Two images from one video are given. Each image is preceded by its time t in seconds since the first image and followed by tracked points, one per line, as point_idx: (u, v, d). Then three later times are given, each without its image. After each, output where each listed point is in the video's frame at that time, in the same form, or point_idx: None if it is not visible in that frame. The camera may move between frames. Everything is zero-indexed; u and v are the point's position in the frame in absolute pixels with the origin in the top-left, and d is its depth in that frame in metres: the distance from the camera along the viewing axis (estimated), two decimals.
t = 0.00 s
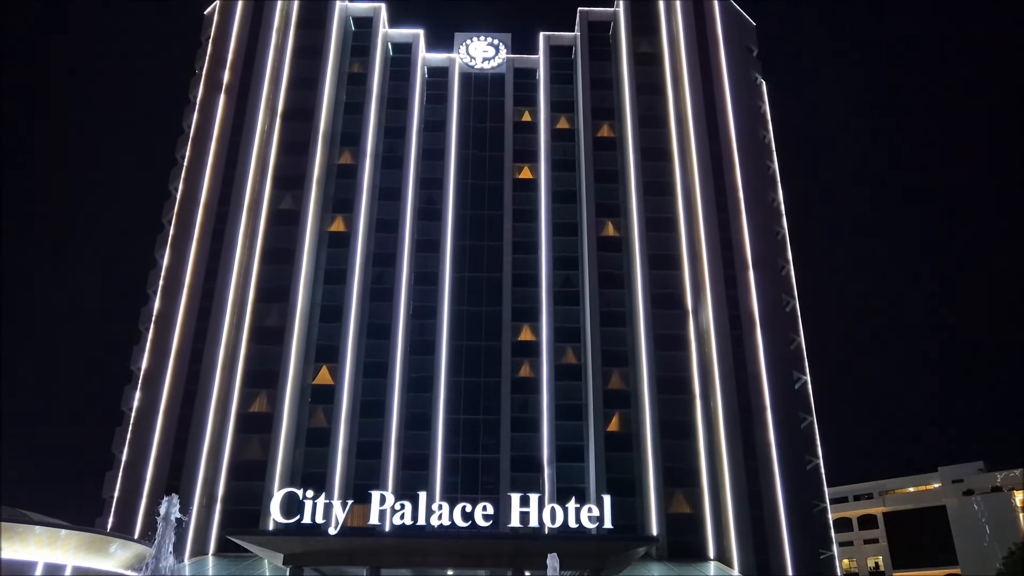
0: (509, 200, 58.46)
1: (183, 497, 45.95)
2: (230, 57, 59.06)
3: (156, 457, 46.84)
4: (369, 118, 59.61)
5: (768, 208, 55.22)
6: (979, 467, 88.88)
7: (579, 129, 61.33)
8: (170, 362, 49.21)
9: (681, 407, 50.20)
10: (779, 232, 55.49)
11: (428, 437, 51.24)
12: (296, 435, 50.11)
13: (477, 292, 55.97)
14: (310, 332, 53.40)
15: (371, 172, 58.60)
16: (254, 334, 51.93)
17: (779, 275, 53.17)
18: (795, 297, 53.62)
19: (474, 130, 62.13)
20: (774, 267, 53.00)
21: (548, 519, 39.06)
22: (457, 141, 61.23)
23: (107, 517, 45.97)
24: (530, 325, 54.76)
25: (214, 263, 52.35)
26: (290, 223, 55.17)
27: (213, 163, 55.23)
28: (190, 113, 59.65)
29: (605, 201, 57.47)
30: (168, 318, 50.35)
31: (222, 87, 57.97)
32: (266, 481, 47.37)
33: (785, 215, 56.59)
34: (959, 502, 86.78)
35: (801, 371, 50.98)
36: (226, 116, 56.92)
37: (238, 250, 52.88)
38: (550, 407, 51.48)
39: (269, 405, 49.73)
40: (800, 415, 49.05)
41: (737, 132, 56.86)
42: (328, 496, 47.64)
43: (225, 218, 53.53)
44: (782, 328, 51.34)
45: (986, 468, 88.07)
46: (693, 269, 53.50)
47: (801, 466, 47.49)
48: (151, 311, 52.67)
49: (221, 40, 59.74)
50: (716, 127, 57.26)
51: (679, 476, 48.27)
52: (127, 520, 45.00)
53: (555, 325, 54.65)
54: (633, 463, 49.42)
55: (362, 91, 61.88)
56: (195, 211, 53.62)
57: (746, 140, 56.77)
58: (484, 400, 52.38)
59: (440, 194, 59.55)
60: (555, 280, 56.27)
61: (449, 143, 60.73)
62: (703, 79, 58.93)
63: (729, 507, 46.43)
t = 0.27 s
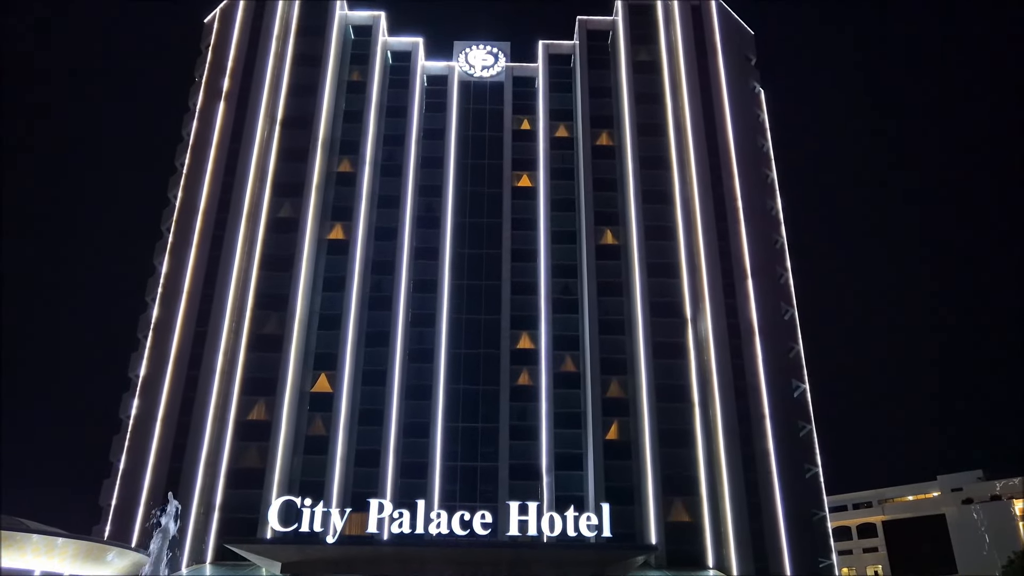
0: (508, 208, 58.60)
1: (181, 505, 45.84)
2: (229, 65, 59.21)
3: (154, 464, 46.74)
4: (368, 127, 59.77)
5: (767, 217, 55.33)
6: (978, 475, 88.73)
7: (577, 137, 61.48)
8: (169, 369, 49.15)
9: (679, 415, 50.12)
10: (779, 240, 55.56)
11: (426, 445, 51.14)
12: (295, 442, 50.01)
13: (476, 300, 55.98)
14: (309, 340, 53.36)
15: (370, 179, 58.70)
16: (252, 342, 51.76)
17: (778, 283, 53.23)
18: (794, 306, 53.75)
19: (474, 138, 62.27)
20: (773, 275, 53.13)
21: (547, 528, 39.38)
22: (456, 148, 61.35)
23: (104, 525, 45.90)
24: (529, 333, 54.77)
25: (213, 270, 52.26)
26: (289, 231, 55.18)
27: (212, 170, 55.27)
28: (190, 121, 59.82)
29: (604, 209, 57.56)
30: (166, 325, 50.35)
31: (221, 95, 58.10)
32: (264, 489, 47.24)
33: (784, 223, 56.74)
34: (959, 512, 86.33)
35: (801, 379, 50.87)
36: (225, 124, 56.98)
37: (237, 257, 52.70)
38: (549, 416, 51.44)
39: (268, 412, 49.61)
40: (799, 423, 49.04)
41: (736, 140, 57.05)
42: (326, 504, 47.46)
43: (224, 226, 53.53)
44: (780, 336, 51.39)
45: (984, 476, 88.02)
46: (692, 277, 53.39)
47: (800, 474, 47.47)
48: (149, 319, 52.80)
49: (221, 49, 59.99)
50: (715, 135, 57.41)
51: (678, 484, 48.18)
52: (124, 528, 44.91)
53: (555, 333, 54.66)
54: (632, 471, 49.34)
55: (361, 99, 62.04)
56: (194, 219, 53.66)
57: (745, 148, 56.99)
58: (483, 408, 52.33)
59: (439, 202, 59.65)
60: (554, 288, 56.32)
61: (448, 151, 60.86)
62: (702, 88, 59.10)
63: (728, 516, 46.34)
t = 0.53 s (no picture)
0: (507, 216, 58.73)
1: (179, 513, 45.69)
2: (229, 73, 59.34)
3: (152, 472, 46.59)
4: (367, 135, 59.91)
5: (765, 224, 55.42)
6: (978, 483, 88.53)
7: (576, 145, 61.63)
8: (167, 377, 49.09)
9: (678, 423, 49.95)
10: (777, 247, 55.72)
11: (425, 452, 51.03)
12: (293, 450, 49.86)
13: (474, 308, 55.99)
14: (307, 347, 53.30)
15: (369, 187, 58.81)
16: (251, 349, 51.58)
17: (777, 291, 53.33)
18: (792, 313, 53.86)
19: (473, 146, 62.40)
20: (772, 282, 53.22)
21: (545, 536, 39.78)
22: (455, 156, 61.45)
23: (101, 533, 45.74)
24: (527, 340, 54.76)
25: (212, 278, 52.28)
26: (288, 238, 55.19)
27: (211, 178, 55.28)
28: (189, 129, 59.97)
29: (603, 217, 57.62)
30: (165, 333, 50.35)
31: (221, 103, 58.22)
32: (262, 497, 47.04)
33: (783, 231, 56.90)
34: (958, 521, 85.61)
35: (799, 387, 51.13)
36: (224, 132, 57.03)
37: (235, 264, 52.62)
38: (548, 423, 51.37)
39: (266, 420, 49.44)
40: (798, 430, 49.01)
41: (734, 148, 57.20)
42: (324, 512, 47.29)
43: (223, 233, 53.53)
44: (779, 344, 51.42)
45: (983, 485, 87.75)
46: (691, 284, 53.11)
47: (799, 482, 47.42)
48: (147, 326, 52.86)
49: (221, 57, 60.19)
50: (714, 143, 57.58)
51: (678, 493, 48.03)
52: (122, 536, 44.81)
53: (553, 341, 54.67)
54: (630, 479, 49.23)
55: (360, 107, 62.17)
56: (193, 226, 53.68)
57: (743, 157, 57.14)
58: (481, 416, 52.27)
59: (438, 210, 59.75)
60: (552, 296, 56.41)
61: (447, 159, 60.99)
62: (700, 96, 59.29)
63: (727, 523, 46.21)
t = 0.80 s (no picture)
0: (506, 224, 58.89)
1: (176, 521, 45.49)
2: (228, 81, 59.48)
3: (149, 480, 46.47)
4: (366, 142, 60.05)
5: (764, 232, 55.55)
6: (976, 492, 88.73)
7: (575, 153, 61.80)
8: (165, 385, 49.00)
9: (677, 431, 49.86)
10: (775, 255, 56.02)
11: (423, 460, 50.96)
12: (291, 458, 49.70)
13: (473, 315, 55.99)
14: (306, 354, 53.22)
15: (368, 194, 58.89)
16: (249, 357, 51.53)
17: (775, 298, 53.47)
18: (790, 321, 53.96)
19: (472, 154, 62.52)
20: (770, 289, 53.28)
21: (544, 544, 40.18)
22: (454, 163, 61.55)
23: (98, 541, 45.62)
24: (526, 348, 54.74)
25: (211, 285, 52.17)
26: (287, 246, 55.21)
27: (210, 186, 55.31)
28: (188, 136, 60.09)
29: (602, 225, 57.68)
30: (163, 340, 50.33)
31: (220, 111, 58.35)
32: (260, 505, 46.89)
33: (781, 238, 57.04)
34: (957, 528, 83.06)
35: (798, 394, 51.47)
36: (224, 138, 57.03)
37: (235, 272, 52.56)
38: (547, 431, 51.31)
39: (264, 427, 49.33)
40: (797, 438, 49.00)
41: (733, 156, 57.32)
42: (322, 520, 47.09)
43: (222, 240, 53.46)
44: (778, 352, 51.46)
45: (982, 493, 88.65)
46: (689, 292, 53.02)
47: (799, 490, 47.37)
48: (146, 333, 52.84)
49: (220, 65, 60.38)
50: (712, 151, 57.72)
51: (677, 501, 47.90)
52: (119, 544, 44.67)
53: (552, 349, 54.67)
54: (629, 487, 49.12)
55: (359, 114, 62.31)
56: (192, 234, 53.67)
57: (742, 164, 57.19)
58: (480, 423, 52.21)
59: (437, 217, 59.81)
60: (551, 303, 56.43)
61: (447, 167, 61.11)
62: (698, 104, 59.48)
63: (726, 531, 46.06)
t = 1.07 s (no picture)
0: (504, 230, 58.96)
1: (173, 528, 45.32)
2: (227, 87, 59.58)
3: (147, 487, 46.37)
4: (364, 149, 60.16)
5: (762, 239, 55.63)
6: (974, 500, 86.35)
7: (574, 160, 61.96)
8: (163, 391, 48.93)
9: (675, 438, 49.87)
10: (774, 262, 55.96)
11: (421, 467, 50.89)
12: (289, 465, 49.64)
13: (471, 322, 55.98)
14: (304, 360, 53.19)
15: (367, 201, 59.00)
16: (247, 362, 51.39)
17: (773, 305, 53.46)
18: (789, 328, 53.96)
19: (470, 161, 62.66)
20: (768, 296, 53.32)
21: (544, 552, 40.08)
22: (452, 171, 61.70)
23: (95, 548, 45.50)
24: (524, 354, 54.73)
25: (209, 291, 52.11)
26: (286, 252, 55.20)
27: (208, 192, 55.34)
28: (187, 142, 60.18)
29: (600, 231, 57.74)
30: (161, 346, 50.29)
31: (218, 117, 58.42)
32: (258, 512, 46.73)
33: (780, 245, 57.12)
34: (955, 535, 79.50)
35: (796, 401, 51.37)
36: (222, 145, 57.08)
37: (233, 278, 52.56)
38: (545, 438, 51.28)
39: (262, 434, 49.20)
40: (795, 445, 48.99)
41: (731, 163, 57.45)
42: (320, 527, 47.05)
43: (221, 246, 53.40)
44: (776, 359, 51.45)
45: (982, 500, 85.88)
46: (688, 299, 53.13)
47: (797, 497, 47.33)
48: (144, 339, 52.80)
49: (219, 71, 60.52)
50: (710, 158, 57.80)
51: (676, 508, 47.84)
52: (115, 551, 44.57)
53: (550, 355, 54.66)
54: (627, 494, 49.09)
55: (358, 121, 62.44)
56: (190, 240, 53.68)
57: (740, 171, 57.32)
58: (478, 430, 52.16)
59: (435, 224, 59.90)
60: (549, 310, 56.49)
61: (445, 174, 61.17)
62: (697, 111, 59.61)
63: (724, 538, 45.97)
